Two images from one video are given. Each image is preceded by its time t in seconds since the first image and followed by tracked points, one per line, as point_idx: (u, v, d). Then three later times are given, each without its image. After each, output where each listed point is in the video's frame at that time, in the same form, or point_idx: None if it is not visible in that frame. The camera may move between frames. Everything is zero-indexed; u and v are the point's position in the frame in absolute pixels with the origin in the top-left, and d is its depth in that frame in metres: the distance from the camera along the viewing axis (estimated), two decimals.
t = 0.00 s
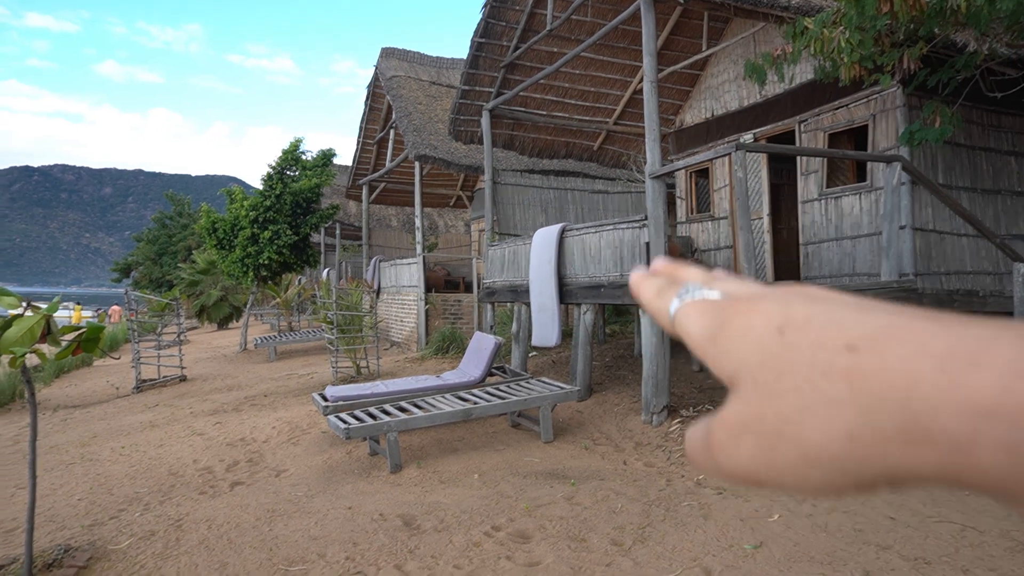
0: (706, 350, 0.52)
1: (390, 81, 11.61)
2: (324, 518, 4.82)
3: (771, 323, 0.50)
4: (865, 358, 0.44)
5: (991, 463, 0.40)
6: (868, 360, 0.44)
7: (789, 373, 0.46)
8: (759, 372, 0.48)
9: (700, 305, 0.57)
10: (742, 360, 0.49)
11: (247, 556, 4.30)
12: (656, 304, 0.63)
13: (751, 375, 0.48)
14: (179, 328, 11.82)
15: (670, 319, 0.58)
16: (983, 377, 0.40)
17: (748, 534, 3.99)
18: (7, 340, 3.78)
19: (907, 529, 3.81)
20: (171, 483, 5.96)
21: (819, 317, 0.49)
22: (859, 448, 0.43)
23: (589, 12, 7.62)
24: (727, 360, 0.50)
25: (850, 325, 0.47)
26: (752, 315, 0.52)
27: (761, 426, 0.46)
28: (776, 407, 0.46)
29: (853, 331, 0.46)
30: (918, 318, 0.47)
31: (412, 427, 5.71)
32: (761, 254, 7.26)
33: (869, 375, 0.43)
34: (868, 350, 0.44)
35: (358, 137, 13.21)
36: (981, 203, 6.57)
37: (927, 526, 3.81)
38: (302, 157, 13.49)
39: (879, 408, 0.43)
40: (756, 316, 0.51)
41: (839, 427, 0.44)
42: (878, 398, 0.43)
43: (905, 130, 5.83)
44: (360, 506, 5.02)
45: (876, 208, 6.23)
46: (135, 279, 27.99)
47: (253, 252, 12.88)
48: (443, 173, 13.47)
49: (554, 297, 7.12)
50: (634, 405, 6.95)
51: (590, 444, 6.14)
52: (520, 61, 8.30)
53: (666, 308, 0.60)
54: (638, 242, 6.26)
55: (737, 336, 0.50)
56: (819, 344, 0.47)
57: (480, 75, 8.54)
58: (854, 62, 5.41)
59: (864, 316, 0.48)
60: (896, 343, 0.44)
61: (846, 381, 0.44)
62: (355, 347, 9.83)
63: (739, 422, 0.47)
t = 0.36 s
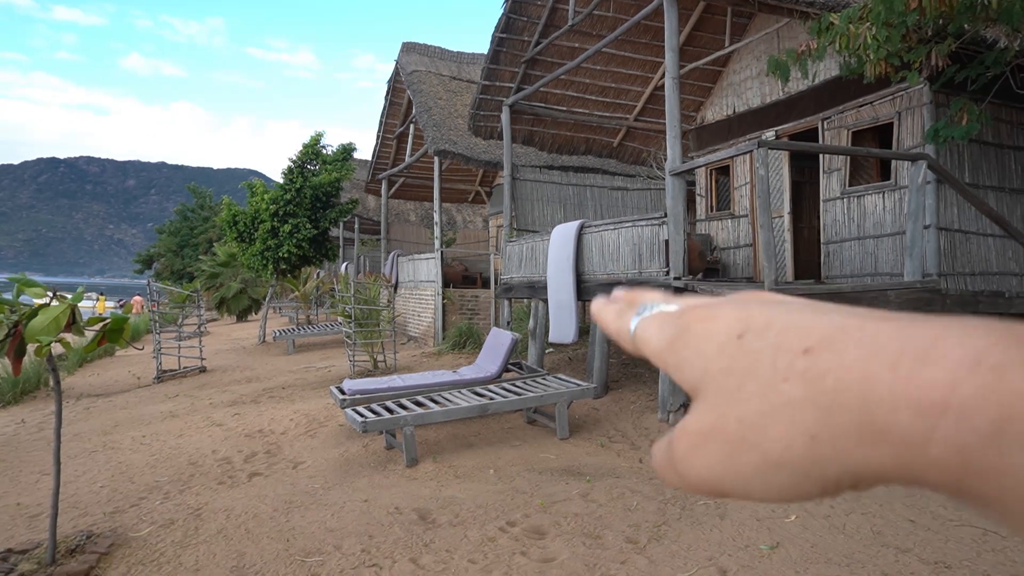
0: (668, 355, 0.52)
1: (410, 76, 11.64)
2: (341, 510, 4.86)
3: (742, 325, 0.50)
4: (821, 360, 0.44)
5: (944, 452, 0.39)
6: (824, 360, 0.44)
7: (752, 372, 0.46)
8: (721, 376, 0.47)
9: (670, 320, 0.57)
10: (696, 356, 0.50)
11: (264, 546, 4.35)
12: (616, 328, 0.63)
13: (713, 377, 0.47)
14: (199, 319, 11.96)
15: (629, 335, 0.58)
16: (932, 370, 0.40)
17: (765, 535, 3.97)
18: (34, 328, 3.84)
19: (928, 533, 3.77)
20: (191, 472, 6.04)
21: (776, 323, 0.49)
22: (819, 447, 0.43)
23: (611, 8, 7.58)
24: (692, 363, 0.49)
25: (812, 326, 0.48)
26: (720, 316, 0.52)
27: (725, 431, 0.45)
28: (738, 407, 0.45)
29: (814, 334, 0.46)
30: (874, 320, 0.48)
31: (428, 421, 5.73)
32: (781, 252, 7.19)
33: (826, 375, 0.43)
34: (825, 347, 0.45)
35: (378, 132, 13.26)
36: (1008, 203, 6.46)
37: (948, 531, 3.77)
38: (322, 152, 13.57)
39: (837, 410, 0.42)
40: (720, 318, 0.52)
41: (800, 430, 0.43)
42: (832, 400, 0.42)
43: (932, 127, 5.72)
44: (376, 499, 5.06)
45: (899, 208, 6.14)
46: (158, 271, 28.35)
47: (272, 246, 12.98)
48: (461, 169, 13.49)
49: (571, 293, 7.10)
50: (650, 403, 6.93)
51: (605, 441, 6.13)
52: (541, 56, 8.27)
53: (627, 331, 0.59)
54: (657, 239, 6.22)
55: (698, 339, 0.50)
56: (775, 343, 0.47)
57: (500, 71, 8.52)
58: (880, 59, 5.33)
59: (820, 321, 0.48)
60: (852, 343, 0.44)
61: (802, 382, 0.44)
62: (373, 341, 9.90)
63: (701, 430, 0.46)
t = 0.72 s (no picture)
0: (619, 488, 0.58)
1: (410, 76, 11.64)
2: (343, 510, 4.86)
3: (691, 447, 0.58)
4: (786, 485, 0.50)
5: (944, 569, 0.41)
6: (789, 485, 0.49)
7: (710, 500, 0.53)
8: (679, 507, 0.53)
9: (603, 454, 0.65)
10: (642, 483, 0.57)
11: (267, 546, 4.35)
12: (540, 466, 0.68)
13: (667, 506, 0.54)
14: (201, 321, 11.96)
15: (564, 473, 0.64)
16: (913, 499, 0.44)
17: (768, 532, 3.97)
18: (35, 331, 3.84)
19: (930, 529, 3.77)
20: (193, 474, 6.05)
21: (729, 446, 0.56)
22: None
23: (610, 6, 7.58)
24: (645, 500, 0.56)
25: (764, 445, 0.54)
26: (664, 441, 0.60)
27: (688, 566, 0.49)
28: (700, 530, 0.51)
29: (773, 455, 0.52)
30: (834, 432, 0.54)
31: (429, 421, 5.73)
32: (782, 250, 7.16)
33: (797, 505, 0.48)
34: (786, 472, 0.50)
35: (378, 132, 13.25)
36: (1010, 198, 6.44)
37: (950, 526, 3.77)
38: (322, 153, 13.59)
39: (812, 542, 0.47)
40: (668, 442, 0.59)
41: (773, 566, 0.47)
42: (803, 530, 0.47)
43: (933, 123, 5.70)
44: (378, 499, 5.06)
45: (901, 204, 6.12)
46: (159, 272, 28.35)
47: (273, 247, 12.98)
48: (462, 168, 13.49)
49: (572, 292, 7.09)
50: (652, 401, 6.93)
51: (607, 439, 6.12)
52: (540, 55, 8.26)
53: (558, 466, 0.65)
54: (658, 237, 6.21)
55: (650, 471, 0.57)
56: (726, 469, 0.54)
57: (500, 70, 8.51)
58: (881, 55, 5.32)
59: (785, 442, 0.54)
60: (816, 466, 0.50)
61: (769, 510, 0.49)
62: (374, 341, 9.89)
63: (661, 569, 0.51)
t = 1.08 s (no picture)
0: (610, 488, 0.61)
1: (412, 74, 11.63)
2: (346, 508, 4.87)
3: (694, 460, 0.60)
4: (792, 506, 0.53)
5: None
6: (797, 508, 0.52)
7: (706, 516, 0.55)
8: (677, 513, 0.56)
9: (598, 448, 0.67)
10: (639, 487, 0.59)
11: (271, 544, 4.37)
12: (521, 449, 0.69)
13: (671, 513, 0.56)
14: (204, 319, 11.98)
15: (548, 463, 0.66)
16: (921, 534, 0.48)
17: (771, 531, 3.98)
18: (40, 328, 3.86)
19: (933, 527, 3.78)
20: (197, 471, 6.07)
21: (732, 458, 0.58)
22: None
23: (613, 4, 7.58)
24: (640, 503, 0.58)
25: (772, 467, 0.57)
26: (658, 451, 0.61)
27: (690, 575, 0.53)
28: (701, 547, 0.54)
29: (779, 476, 0.55)
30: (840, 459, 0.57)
31: (433, 418, 5.74)
32: (785, 247, 7.16)
33: (801, 525, 0.51)
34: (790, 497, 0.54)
35: (380, 130, 13.25)
36: (1014, 196, 6.43)
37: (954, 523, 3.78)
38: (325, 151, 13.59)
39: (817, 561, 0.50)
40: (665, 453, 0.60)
41: None
42: (805, 552, 0.50)
43: (936, 121, 5.68)
44: (381, 497, 5.07)
45: (904, 202, 6.11)
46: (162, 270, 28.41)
47: (276, 245, 12.99)
48: (464, 166, 13.49)
49: (575, 290, 7.09)
50: (654, 400, 6.93)
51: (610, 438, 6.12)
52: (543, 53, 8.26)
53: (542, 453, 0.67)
54: (661, 235, 6.21)
55: (647, 478, 0.59)
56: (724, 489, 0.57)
57: (502, 68, 8.50)
58: (885, 53, 5.31)
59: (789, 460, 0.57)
60: (822, 490, 0.52)
61: (773, 527, 0.52)
62: (377, 339, 9.91)
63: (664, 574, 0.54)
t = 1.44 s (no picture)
0: (618, 493, 0.68)
1: (411, 75, 11.63)
2: (344, 509, 4.86)
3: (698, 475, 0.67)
4: (777, 522, 0.57)
5: None
6: (780, 523, 0.57)
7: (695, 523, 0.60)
8: (670, 525, 0.61)
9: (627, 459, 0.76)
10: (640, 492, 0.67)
11: (268, 544, 4.36)
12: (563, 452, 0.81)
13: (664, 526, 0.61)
14: (201, 319, 11.94)
15: (575, 461, 0.77)
16: (907, 559, 0.50)
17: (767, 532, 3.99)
18: (37, 328, 3.84)
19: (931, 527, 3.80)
20: (194, 472, 6.06)
21: (725, 474, 0.64)
22: None
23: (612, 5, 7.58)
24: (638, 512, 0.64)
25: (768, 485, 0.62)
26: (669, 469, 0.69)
27: None
28: (687, 555, 0.58)
29: (766, 494, 0.60)
30: (831, 476, 0.61)
31: (431, 419, 5.73)
32: (783, 249, 7.17)
33: (783, 545, 0.55)
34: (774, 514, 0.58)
35: (379, 130, 13.24)
36: (1011, 198, 6.44)
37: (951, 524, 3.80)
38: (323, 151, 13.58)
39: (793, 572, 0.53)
40: (666, 464, 0.67)
41: None
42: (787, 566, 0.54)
43: (934, 123, 5.69)
44: (379, 498, 5.07)
45: (902, 203, 6.12)
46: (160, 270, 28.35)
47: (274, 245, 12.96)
48: (462, 167, 13.49)
49: (573, 291, 7.10)
50: (652, 401, 6.93)
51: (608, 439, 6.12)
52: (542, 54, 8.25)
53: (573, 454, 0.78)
54: (659, 237, 6.22)
55: (643, 486, 0.66)
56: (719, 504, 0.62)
57: (501, 68, 8.50)
58: (883, 54, 5.32)
59: (780, 478, 0.62)
60: (805, 509, 0.57)
61: (756, 542, 0.56)
62: (375, 339, 9.90)
63: None
